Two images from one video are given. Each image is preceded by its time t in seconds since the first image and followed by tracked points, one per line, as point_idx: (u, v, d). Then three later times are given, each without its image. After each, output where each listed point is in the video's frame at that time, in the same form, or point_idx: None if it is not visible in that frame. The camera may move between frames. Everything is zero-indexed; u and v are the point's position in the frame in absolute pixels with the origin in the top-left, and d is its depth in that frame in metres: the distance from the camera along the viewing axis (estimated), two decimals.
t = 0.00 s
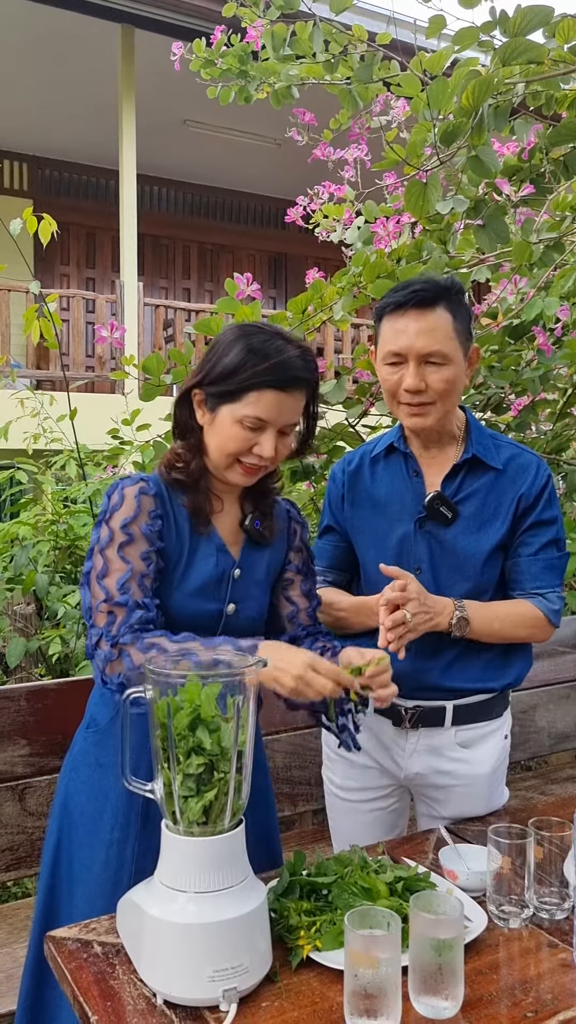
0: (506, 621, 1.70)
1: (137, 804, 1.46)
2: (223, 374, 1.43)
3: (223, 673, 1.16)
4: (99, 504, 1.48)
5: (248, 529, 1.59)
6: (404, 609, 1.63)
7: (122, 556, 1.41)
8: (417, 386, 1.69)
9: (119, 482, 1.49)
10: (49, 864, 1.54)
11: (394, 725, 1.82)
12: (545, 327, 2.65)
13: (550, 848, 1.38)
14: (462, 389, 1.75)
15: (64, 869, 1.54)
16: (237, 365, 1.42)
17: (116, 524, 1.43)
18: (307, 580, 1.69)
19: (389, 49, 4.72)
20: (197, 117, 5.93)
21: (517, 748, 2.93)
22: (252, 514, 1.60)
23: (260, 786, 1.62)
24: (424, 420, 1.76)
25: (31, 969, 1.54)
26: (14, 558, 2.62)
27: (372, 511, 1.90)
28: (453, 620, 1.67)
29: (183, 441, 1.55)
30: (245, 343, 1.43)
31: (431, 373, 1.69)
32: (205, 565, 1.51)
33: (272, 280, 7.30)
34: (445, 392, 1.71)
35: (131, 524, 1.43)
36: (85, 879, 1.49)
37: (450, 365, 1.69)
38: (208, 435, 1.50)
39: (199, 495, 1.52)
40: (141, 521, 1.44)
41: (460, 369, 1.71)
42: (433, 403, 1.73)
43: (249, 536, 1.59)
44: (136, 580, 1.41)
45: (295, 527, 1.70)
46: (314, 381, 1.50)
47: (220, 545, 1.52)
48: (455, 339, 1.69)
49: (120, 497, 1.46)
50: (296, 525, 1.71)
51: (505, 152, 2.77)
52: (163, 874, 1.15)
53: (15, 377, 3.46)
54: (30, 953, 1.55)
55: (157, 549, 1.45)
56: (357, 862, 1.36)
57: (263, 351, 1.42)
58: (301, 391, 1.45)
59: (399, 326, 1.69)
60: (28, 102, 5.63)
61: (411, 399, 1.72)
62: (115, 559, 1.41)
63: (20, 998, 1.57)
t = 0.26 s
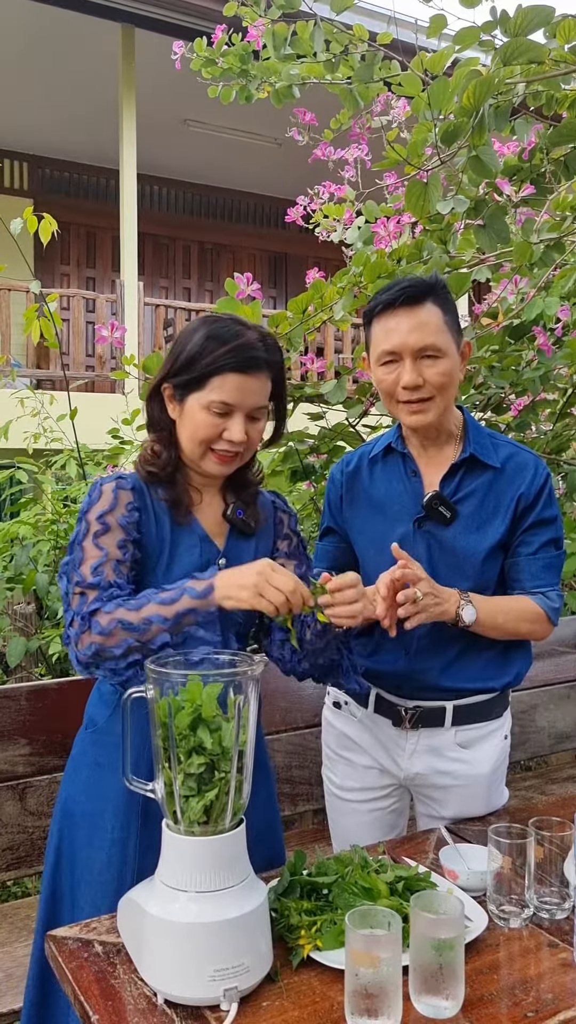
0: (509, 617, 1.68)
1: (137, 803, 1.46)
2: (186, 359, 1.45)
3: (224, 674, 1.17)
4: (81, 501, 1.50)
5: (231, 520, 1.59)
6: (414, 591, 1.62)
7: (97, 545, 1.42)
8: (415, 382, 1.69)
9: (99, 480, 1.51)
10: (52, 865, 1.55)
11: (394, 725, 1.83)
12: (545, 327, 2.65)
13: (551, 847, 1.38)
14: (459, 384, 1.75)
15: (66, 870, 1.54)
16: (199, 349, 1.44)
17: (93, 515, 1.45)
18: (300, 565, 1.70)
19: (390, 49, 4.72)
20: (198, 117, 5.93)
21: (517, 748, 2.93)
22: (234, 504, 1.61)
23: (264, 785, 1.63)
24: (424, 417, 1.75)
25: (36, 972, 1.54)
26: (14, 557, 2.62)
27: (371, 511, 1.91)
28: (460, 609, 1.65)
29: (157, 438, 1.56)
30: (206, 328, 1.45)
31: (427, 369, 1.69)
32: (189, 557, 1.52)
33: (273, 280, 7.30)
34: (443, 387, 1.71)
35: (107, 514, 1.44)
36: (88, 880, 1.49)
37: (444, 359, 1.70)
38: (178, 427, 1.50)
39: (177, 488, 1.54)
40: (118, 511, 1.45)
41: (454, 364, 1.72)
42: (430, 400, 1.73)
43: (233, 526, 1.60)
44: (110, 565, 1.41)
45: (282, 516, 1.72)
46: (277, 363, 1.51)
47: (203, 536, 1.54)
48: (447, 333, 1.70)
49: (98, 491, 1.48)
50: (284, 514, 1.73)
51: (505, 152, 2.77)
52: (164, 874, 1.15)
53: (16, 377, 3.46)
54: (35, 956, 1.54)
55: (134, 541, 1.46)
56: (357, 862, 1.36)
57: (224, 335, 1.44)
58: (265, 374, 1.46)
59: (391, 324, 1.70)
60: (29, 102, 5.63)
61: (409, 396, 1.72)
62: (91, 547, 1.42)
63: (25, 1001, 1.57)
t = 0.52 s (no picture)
0: (512, 606, 1.68)
1: (132, 801, 1.47)
2: (150, 351, 1.48)
3: (222, 673, 1.17)
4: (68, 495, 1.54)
5: (215, 514, 1.56)
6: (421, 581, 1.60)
7: (70, 531, 1.44)
8: (407, 377, 1.70)
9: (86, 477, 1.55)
10: (51, 867, 1.55)
11: (392, 725, 1.83)
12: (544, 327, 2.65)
13: (550, 847, 1.38)
14: (451, 379, 1.76)
15: (65, 872, 1.54)
16: (160, 338, 1.47)
17: (69, 504, 1.47)
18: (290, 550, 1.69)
19: (389, 49, 4.72)
20: (197, 117, 5.93)
21: (516, 748, 2.94)
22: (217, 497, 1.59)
23: (265, 786, 1.63)
24: (418, 412, 1.75)
25: (36, 973, 1.54)
26: (13, 557, 2.62)
27: (366, 511, 1.91)
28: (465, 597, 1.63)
29: (134, 438, 1.58)
30: (167, 319, 1.48)
31: (419, 364, 1.70)
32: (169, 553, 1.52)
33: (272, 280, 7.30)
34: (435, 381, 1.71)
35: (83, 505, 1.47)
36: (86, 879, 1.49)
37: (436, 354, 1.71)
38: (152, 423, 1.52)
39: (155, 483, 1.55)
40: (94, 504, 1.48)
41: (446, 359, 1.72)
42: (424, 395, 1.73)
43: (219, 519, 1.57)
44: (77, 549, 1.43)
45: (271, 507, 1.69)
46: (243, 350, 1.52)
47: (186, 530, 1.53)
48: (437, 328, 1.72)
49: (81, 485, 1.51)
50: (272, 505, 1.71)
51: (504, 152, 2.77)
52: (163, 874, 1.15)
53: (15, 377, 3.46)
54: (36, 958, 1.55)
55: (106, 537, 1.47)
56: (357, 862, 1.36)
57: (184, 324, 1.46)
58: (229, 360, 1.46)
59: (382, 322, 1.72)
60: (28, 101, 5.63)
61: (403, 391, 1.72)
62: (64, 531, 1.45)
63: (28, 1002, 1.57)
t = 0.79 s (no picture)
0: (509, 607, 1.68)
1: (127, 802, 1.47)
2: (131, 352, 1.49)
3: (222, 674, 1.17)
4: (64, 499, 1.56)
5: (203, 513, 1.56)
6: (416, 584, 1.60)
7: (61, 534, 1.46)
8: (398, 375, 1.70)
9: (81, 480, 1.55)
10: (48, 870, 1.54)
11: (389, 726, 1.83)
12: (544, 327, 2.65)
13: (549, 848, 1.39)
14: (442, 378, 1.76)
15: (63, 873, 1.53)
16: (139, 339, 1.48)
17: (60, 508, 1.48)
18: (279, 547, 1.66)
19: (389, 49, 4.72)
20: (197, 117, 5.93)
21: (515, 748, 2.93)
22: (206, 496, 1.58)
23: (263, 787, 1.63)
24: (409, 411, 1.75)
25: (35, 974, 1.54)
26: (13, 558, 2.62)
27: (361, 511, 1.91)
28: (460, 599, 1.62)
29: (122, 440, 1.59)
30: (147, 320, 1.50)
31: (410, 362, 1.71)
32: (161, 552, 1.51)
33: (272, 280, 7.30)
34: (426, 379, 1.71)
35: (73, 509, 1.48)
36: (81, 881, 1.49)
37: (428, 352, 1.71)
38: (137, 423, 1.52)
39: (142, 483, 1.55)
40: (84, 506, 1.48)
41: (437, 356, 1.73)
42: (415, 393, 1.73)
43: (208, 518, 1.57)
44: (68, 553, 1.44)
45: (262, 505, 1.67)
46: (222, 346, 1.52)
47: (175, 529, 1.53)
48: (429, 327, 1.73)
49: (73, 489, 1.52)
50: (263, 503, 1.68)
51: (504, 152, 2.77)
52: (163, 875, 1.15)
53: (15, 377, 3.47)
54: (33, 961, 1.54)
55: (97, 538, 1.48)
56: (356, 863, 1.36)
57: (163, 323, 1.47)
58: (206, 353, 1.47)
59: (374, 321, 1.73)
60: (28, 101, 5.62)
61: (394, 390, 1.72)
62: (56, 534, 1.46)
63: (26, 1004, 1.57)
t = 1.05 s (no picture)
0: (508, 610, 1.68)
1: (125, 804, 1.47)
2: (124, 353, 1.49)
3: (223, 675, 1.17)
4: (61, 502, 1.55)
5: (201, 514, 1.55)
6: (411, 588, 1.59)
7: (60, 543, 1.45)
8: (395, 376, 1.70)
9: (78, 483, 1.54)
10: (47, 870, 1.55)
11: (388, 728, 1.83)
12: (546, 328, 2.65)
13: (550, 849, 1.39)
14: (438, 378, 1.76)
15: (62, 874, 1.54)
16: (133, 340, 1.48)
17: (57, 514, 1.48)
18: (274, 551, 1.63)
19: (391, 50, 4.72)
20: (199, 117, 5.93)
21: (516, 749, 2.93)
22: (202, 497, 1.58)
23: (265, 788, 1.63)
24: (405, 411, 1.75)
25: (33, 976, 1.54)
26: (14, 558, 2.62)
27: (359, 513, 1.91)
28: (458, 607, 1.62)
29: (117, 441, 1.59)
30: (140, 321, 1.50)
31: (407, 362, 1.71)
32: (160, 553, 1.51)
33: (273, 280, 7.29)
34: (421, 379, 1.72)
35: (69, 515, 1.47)
36: (80, 883, 1.49)
37: (424, 352, 1.72)
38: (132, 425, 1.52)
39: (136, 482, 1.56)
40: (80, 511, 1.48)
41: (433, 356, 1.73)
42: (412, 394, 1.73)
43: (205, 518, 1.56)
44: (67, 562, 1.44)
45: (260, 506, 1.66)
46: (218, 346, 1.52)
47: (172, 530, 1.53)
48: (424, 328, 1.73)
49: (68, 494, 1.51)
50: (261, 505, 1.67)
51: (506, 152, 2.77)
52: (164, 876, 1.15)
53: (16, 378, 3.47)
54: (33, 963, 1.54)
55: (95, 542, 1.47)
56: (357, 864, 1.37)
57: (157, 323, 1.47)
58: (201, 353, 1.47)
59: (369, 321, 1.73)
60: (29, 102, 5.63)
61: (391, 390, 1.73)
62: (54, 545, 1.45)
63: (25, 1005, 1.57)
